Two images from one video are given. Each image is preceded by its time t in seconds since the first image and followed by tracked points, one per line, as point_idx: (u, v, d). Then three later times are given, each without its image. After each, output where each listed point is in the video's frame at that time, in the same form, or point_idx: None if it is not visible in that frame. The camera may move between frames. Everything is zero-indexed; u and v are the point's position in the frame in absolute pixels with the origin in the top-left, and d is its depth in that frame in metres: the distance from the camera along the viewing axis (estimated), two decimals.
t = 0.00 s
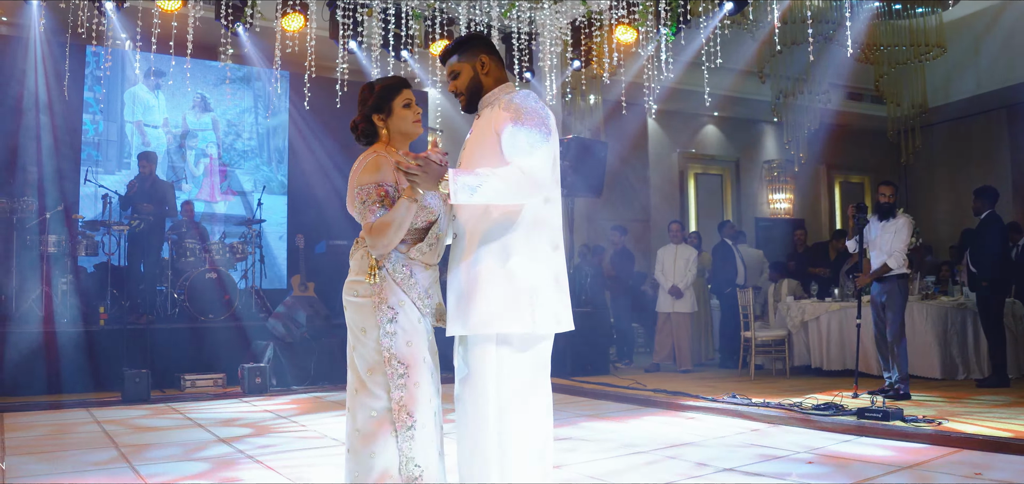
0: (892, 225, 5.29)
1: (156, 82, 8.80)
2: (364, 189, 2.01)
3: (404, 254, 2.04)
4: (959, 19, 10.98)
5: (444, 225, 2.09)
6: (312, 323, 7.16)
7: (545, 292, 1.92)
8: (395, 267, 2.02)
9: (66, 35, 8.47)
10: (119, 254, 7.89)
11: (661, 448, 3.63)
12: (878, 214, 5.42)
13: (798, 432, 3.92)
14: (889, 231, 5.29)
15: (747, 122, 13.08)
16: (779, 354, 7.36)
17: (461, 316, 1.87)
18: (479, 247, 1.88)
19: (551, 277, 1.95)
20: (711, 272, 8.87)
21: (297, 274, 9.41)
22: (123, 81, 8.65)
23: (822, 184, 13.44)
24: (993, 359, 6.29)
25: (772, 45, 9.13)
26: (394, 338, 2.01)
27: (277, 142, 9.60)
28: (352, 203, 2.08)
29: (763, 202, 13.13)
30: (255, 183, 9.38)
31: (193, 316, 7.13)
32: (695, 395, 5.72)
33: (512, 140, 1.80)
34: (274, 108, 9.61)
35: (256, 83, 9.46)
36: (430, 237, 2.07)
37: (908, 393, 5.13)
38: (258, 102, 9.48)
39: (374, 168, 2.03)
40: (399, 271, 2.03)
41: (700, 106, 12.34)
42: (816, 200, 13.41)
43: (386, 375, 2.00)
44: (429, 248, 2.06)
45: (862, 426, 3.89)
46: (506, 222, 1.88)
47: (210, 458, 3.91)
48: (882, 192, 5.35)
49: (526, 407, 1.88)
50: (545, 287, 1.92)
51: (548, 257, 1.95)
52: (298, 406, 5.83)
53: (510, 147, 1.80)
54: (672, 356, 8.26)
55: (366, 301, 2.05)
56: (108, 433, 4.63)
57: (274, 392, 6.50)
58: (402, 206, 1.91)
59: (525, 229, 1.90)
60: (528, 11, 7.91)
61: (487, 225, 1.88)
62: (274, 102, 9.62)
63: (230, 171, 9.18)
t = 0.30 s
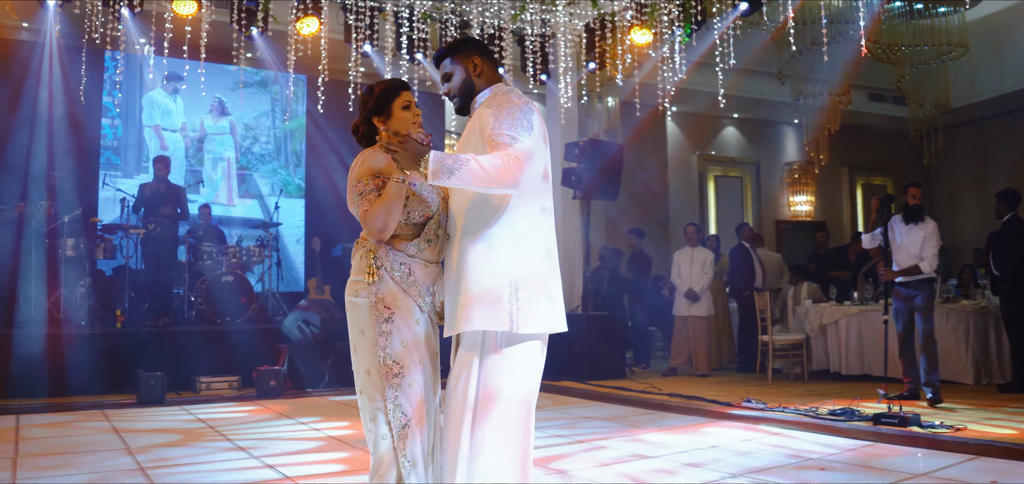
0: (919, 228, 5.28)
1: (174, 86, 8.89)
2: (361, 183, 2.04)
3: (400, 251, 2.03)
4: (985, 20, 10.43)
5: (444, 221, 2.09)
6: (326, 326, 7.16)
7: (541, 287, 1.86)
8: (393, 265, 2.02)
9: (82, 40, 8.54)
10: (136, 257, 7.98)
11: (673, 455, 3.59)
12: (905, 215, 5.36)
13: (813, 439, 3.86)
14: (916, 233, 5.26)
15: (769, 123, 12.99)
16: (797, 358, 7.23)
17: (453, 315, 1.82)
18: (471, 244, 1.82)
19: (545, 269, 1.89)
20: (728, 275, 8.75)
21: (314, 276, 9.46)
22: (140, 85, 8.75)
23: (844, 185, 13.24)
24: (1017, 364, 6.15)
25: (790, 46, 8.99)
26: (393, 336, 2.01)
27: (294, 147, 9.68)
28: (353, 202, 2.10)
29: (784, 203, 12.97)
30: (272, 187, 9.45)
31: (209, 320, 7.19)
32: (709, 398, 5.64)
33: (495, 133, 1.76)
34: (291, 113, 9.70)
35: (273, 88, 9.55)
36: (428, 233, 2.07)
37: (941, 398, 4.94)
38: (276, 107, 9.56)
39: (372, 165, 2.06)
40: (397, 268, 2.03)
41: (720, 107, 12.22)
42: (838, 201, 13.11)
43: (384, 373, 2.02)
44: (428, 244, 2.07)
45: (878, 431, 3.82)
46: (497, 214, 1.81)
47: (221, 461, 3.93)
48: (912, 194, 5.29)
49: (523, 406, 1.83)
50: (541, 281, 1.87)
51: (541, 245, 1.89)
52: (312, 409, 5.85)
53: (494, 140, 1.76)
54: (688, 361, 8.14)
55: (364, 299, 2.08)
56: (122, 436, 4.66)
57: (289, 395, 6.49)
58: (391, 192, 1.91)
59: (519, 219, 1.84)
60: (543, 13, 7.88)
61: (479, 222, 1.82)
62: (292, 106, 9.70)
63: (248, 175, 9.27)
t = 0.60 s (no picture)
0: (966, 225, 5.12)
1: (196, 89, 8.98)
2: (365, 191, 2.13)
3: (406, 256, 2.08)
4: (1011, 17, 9.68)
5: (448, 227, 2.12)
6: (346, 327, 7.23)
7: (539, 288, 1.91)
8: (397, 269, 2.07)
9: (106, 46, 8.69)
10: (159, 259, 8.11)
11: (685, 457, 3.59)
12: (948, 212, 5.22)
13: (827, 441, 3.84)
14: (963, 231, 5.10)
15: (793, 124, 12.97)
16: (818, 360, 7.14)
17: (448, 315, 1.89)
18: (464, 246, 1.88)
19: (544, 269, 1.94)
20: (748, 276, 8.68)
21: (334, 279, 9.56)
22: (164, 90, 8.90)
23: (869, 186, 13.09)
24: None
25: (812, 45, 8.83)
26: (395, 339, 2.06)
27: (315, 150, 9.79)
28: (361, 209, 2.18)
29: (808, 204, 12.96)
30: (293, 190, 9.56)
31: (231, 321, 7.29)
32: (726, 399, 5.62)
33: (484, 139, 1.85)
34: (312, 116, 9.79)
35: (294, 91, 9.64)
36: (432, 239, 2.10)
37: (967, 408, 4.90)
38: (296, 109, 9.65)
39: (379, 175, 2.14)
40: (402, 273, 2.06)
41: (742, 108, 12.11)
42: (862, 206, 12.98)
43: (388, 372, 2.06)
44: (433, 251, 2.09)
45: (893, 433, 3.82)
46: (489, 217, 1.88)
47: (240, 460, 4.01)
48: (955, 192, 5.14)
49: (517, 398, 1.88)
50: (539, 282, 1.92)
51: (538, 246, 1.94)
52: (331, 409, 5.93)
53: (485, 145, 1.85)
54: (707, 363, 8.06)
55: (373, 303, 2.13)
56: (143, 437, 4.74)
57: (308, 395, 6.54)
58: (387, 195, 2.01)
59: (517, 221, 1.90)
60: (562, 15, 7.87)
61: (472, 224, 1.89)
62: (313, 110, 9.82)
63: (269, 177, 9.39)
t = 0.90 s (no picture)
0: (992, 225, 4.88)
1: (207, 92, 9.11)
2: (362, 203, 2.20)
3: (400, 265, 2.12)
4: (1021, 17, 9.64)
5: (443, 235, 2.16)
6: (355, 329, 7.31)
7: (528, 290, 1.92)
8: (392, 279, 2.11)
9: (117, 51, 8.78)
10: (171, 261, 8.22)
11: (687, 457, 3.63)
12: (973, 209, 4.91)
13: (830, 441, 3.87)
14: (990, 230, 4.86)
15: (802, 125, 12.95)
16: (824, 361, 7.13)
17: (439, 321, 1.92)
18: (453, 253, 1.92)
19: (533, 275, 1.95)
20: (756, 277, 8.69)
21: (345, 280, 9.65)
22: (176, 93, 9.02)
23: (880, 187, 13.13)
24: None
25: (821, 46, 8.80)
26: (395, 345, 2.12)
27: (326, 153, 9.88)
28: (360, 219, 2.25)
29: (818, 205, 12.98)
30: (304, 193, 9.64)
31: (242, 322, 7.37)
32: (730, 400, 5.64)
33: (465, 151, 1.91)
34: (322, 119, 9.89)
35: (304, 95, 9.76)
36: (425, 247, 2.14)
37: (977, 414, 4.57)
38: (306, 112, 9.76)
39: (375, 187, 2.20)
40: (397, 281, 2.11)
41: (750, 110, 12.13)
42: (873, 204, 13.12)
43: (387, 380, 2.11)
44: (426, 259, 2.13)
45: (894, 434, 3.85)
46: (475, 224, 1.91)
47: (249, 460, 4.07)
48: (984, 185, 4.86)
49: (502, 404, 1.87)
50: (529, 285, 1.93)
51: (526, 251, 1.95)
52: (339, 409, 5.99)
53: (464, 149, 1.92)
54: (714, 363, 8.06)
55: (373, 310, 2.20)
56: (153, 436, 4.81)
57: (316, 396, 6.60)
58: (378, 210, 2.06)
59: (504, 223, 1.92)
60: (568, 18, 7.89)
61: (460, 232, 1.92)
62: (323, 113, 9.92)
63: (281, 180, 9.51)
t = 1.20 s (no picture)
0: None
1: (219, 96, 9.26)
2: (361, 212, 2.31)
3: (394, 270, 2.23)
4: None
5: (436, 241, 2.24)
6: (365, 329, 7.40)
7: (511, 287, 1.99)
8: (389, 284, 2.22)
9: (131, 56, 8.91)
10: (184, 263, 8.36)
11: (691, 456, 3.67)
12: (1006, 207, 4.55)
13: (833, 441, 3.91)
14: None
15: (812, 125, 12.95)
16: (831, 362, 7.14)
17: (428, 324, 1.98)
18: (441, 260, 1.98)
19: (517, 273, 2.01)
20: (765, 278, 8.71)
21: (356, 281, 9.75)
22: (189, 98, 9.17)
23: (891, 188, 13.14)
24: None
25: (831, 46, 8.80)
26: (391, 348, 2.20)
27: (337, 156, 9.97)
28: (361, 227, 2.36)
29: (829, 207, 12.99)
30: (315, 195, 9.73)
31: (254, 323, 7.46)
32: (737, 400, 5.68)
33: (444, 162, 1.94)
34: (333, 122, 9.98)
35: (316, 99, 9.88)
36: (419, 252, 2.22)
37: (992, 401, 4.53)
38: (317, 115, 9.86)
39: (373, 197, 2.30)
40: (391, 285, 2.22)
41: (759, 111, 12.13)
42: (885, 205, 13.12)
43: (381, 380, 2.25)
44: (420, 263, 2.23)
45: (896, 433, 3.90)
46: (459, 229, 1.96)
47: (261, 458, 4.15)
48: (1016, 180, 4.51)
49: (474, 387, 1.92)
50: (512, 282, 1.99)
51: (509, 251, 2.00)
52: (350, 408, 6.08)
53: (443, 160, 1.95)
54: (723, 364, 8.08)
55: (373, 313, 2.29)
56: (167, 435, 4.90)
57: (327, 395, 6.68)
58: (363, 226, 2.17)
59: (485, 223, 1.97)
60: (576, 21, 7.93)
61: (447, 238, 1.98)
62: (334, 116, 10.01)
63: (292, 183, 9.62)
